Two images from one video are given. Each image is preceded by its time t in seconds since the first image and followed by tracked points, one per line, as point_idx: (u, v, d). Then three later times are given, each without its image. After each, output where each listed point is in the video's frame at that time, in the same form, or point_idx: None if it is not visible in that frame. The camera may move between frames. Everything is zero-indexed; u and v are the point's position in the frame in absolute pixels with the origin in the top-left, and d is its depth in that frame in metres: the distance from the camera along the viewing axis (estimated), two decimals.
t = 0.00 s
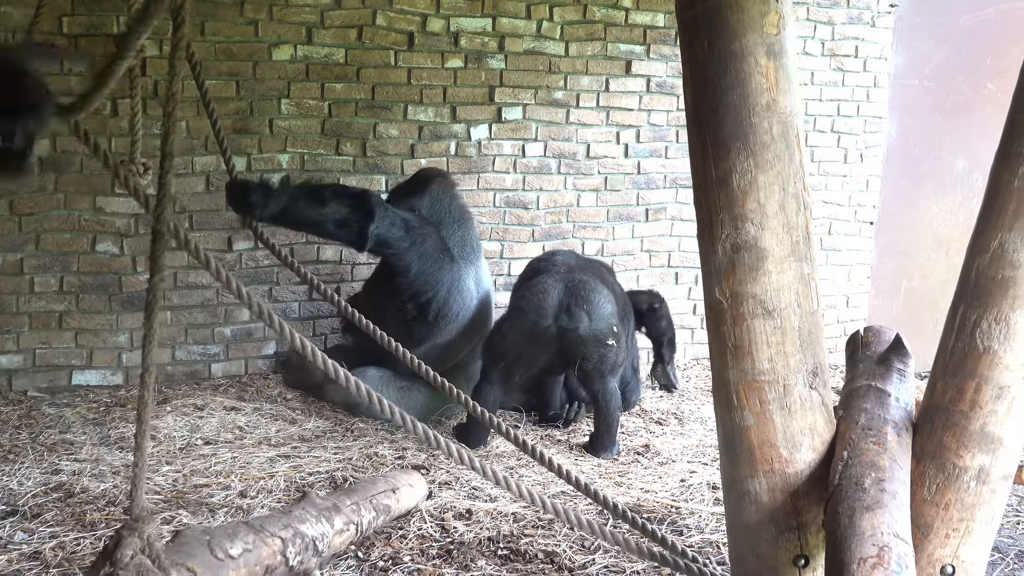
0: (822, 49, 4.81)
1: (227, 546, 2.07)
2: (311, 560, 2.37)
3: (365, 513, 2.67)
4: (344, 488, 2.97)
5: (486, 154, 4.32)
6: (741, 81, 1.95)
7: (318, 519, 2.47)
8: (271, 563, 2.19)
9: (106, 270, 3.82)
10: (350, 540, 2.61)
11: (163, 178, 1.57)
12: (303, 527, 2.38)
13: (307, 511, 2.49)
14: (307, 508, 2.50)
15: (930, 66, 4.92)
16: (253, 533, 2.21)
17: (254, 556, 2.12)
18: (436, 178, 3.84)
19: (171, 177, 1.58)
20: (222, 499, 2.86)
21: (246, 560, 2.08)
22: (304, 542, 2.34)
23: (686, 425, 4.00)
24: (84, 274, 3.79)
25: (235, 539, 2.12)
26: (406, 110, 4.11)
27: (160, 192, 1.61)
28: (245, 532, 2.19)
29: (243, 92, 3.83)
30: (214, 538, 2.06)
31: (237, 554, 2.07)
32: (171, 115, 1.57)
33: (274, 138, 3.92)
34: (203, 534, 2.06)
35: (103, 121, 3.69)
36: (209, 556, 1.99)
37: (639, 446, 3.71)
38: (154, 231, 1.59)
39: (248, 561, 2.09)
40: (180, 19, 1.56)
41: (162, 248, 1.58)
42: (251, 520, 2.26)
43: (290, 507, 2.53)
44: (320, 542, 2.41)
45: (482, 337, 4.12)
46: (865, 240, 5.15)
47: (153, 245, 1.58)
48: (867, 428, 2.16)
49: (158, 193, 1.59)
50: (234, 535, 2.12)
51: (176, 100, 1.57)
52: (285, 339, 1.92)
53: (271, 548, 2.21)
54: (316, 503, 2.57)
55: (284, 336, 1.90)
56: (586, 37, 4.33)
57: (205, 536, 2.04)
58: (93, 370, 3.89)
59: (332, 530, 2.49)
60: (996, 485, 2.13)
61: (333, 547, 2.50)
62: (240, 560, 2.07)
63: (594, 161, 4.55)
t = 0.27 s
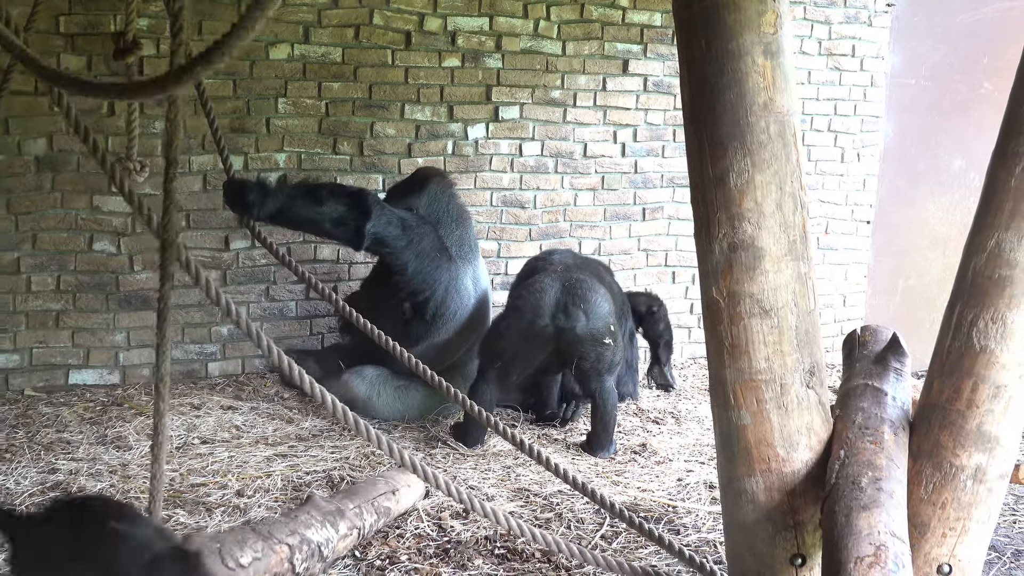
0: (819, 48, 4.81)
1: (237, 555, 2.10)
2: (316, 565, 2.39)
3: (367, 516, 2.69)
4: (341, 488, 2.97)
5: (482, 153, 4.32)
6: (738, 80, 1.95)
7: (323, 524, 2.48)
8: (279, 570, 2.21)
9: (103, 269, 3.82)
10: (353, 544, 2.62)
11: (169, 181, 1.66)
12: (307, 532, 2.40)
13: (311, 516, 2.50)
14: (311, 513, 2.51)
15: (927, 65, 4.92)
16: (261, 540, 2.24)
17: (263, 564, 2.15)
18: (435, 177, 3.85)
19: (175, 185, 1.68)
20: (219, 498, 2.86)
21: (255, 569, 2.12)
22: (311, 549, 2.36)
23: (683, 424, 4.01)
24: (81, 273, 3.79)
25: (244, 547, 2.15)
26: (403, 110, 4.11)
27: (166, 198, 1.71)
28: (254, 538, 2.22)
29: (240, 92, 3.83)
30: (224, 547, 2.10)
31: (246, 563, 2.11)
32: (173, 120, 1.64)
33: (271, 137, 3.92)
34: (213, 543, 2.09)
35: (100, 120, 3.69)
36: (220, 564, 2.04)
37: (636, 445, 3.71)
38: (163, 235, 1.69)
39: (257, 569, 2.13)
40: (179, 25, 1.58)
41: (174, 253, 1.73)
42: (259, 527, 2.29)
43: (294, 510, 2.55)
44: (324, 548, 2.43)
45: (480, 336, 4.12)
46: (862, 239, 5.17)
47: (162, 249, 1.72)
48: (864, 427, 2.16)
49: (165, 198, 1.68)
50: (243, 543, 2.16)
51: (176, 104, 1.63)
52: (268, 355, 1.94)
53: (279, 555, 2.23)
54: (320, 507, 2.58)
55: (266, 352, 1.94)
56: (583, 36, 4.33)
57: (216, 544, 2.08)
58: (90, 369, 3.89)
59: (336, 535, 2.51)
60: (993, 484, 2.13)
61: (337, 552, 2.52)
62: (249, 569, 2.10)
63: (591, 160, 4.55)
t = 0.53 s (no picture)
0: (815, 47, 4.81)
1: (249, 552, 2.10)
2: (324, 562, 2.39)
3: (368, 514, 2.70)
4: (338, 487, 2.97)
5: (478, 152, 4.32)
6: (733, 80, 1.95)
7: (327, 521, 2.49)
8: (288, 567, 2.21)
9: (99, 268, 3.82)
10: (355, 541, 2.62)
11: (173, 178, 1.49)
12: (313, 530, 2.41)
13: (314, 514, 2.51)
14: (314, 510, 2.53)
15: (923, 64, 4.92)
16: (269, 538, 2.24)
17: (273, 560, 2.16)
18: (430, 176, 3.85)
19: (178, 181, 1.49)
20: (215, 497, 2.86)
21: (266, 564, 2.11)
22: (318, 545, 2.37)
23: (679, 422, 4.01)
24: (77, 272, 3.79)
25: (255, 545, 2.17)
26: (399, 108, 4.11)
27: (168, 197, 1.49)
28: (262, 538, 2.23)
29: (236, 90, 3.82)
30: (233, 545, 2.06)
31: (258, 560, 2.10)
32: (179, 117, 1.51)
33: (267, 136, 3.92)
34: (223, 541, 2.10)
35: (96, 119, 3.68)
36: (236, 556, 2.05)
37: (632, 444, 3.71)
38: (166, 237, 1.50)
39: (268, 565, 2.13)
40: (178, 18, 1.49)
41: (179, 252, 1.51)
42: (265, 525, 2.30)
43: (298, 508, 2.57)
44: (331, 544, 2.43)
45: (475, 335, 4.18)
46: (858, 238, 5.15)
47: (167, 250, 1.50)
48: (859, 426, 2.16)
49: (166, 193, 1.48)
50: (253, 541, 2.16)
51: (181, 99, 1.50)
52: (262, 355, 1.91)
53: (287, 552, 2.23)
54: (322, 506, 2.60)
55: (258, 350, 1.91)
56: (579, 35, 4.33)
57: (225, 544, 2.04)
58: (86, 368, 3.89)
59: (340, 532, 2.51)
60: (988, 482, 2.13)
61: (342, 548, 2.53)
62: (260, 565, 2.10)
63: (587, 159, 4.55)
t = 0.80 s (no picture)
0: (812, 47, 4.81)
1: (267, 554, 2.12)
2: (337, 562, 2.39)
3: (374, 512, 2.69)
4: (335, 486, 2.97)
5: (476, 151, 4.32)
6: (731, 78, 1.95)
7: (337, 520, 2.48)
8: (306, 567, 2.21)
9: (96, 267, 3.82)
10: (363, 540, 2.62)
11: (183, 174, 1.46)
12: (326, 529, 2.39)
13: (324, 514, 2.50)
14: (324, 510, 2.52)
15: (920, 63, 4.92)
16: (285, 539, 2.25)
17: (292, 561, 2.15)
18: (427, 176, 3.86)
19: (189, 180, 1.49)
20: (212, 496, 2.86)
21: (286, 566, 2.13)
22: (331, 544, 2.36)
23: (676, 421, 4.01)
24: (74, 270, 3.78)
25: (272, 547, 2.17)
26: (397, 107, 4.11)
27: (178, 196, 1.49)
28: (278, 538, 2.22)
29: (233, 89, 3.82)
30: (254, 548, 2.12)
31: (278, 561, 2.12)
32: (185, 117, 1.49)
33: (264, 135, 3.91)
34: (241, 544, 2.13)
35: (92, 118, 3.68)
36: (253, 564, 2.06)
37: (629, 443, 3.72)
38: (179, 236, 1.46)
39: (288, 566, 2.14)
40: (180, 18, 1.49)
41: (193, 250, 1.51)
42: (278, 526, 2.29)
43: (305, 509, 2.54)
44: (343, 544, 2.42)
45: (471, 334, 4.18)
46: (855, 237, 5.16)
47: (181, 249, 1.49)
48: (857, 425, 2.16)
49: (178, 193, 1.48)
50: (271, 542, 2.18)
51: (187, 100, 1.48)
52: (264, 348, 1.93)
53: (304, 552, 2.23)
54: (329, 506, 2.57)
55: (261, 344, 1.93)
56: (577, 34, 4.33)
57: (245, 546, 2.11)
58: (83, 367, 3.89)
59: (350, 530, 2.51)
60: (985, 481, 2.13)
61: (352, 547, 2.52)
62: (281, 566, 2.11)
63: (584, 158, 4.55)
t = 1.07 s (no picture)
0: (809, 47, 4.82)
1: (282, 553, 2.09)
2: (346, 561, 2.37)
3: (378, 511, 2.69)
4: (331, 486, 2.97)
5: (472, 151, 4.32)
6: (727, 79, 1.95)
7: (344, 520, 2.47)
8: (319, 567, 2.19)
9: (92, 266, 3.81)
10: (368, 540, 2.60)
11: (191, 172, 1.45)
12: (333, 528, 2.38)
13: (329, 514, 2.48)
14: (329, 510, 2.50)
15: (916, 64, 4.91)
16: (296, 539, 2.23)
17: (306, 561, 2.13)
18: (423, 176, 3.85)
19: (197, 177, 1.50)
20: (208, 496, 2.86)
21: (301, 566, 2.10)
22: (340, 543, 2.35)
23: (672, 422, 4.02)
24: (70, 270, 3.78)
25: (285, 546, 2.14)
26: (393, 107, 4.11)
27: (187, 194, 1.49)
28: (290, 539, 2.19)
29: (230, 89, 3.82)
30: (269, 548, 2.10)
31: (293, 561, 2.08)
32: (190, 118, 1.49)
33: (260, 134, 3.91)
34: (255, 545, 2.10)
35: (89, 118, 3.68)
36: (269, 564, 2.03)
37: (625, 443, 3.72)
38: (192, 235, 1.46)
39: (303, 566, 2.11)
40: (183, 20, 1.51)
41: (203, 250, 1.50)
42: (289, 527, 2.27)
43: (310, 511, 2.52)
44: (351, 542, 2.42)
45: (467, 334, 4.14)
46: (850, 238, 5.19)
47: (192, 248, 1.49)
48: (853, 425, 2.17)
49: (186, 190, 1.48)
50: (284, 542, 2.15)
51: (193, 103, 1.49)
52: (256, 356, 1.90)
53: (316, 552, 2.21)
54: (334, 505, 2.56)
55: (252, 351, 1.92)
56: (573, 34, 4.33)
57: (260, 547, 2.09)
58: (79, 367, 3.89)
59: (358, 529, 2.50)
60: (981, 482, 2.14)
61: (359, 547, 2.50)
62: (296, 566, 2.08)
63: (580, 158, 4.55)
